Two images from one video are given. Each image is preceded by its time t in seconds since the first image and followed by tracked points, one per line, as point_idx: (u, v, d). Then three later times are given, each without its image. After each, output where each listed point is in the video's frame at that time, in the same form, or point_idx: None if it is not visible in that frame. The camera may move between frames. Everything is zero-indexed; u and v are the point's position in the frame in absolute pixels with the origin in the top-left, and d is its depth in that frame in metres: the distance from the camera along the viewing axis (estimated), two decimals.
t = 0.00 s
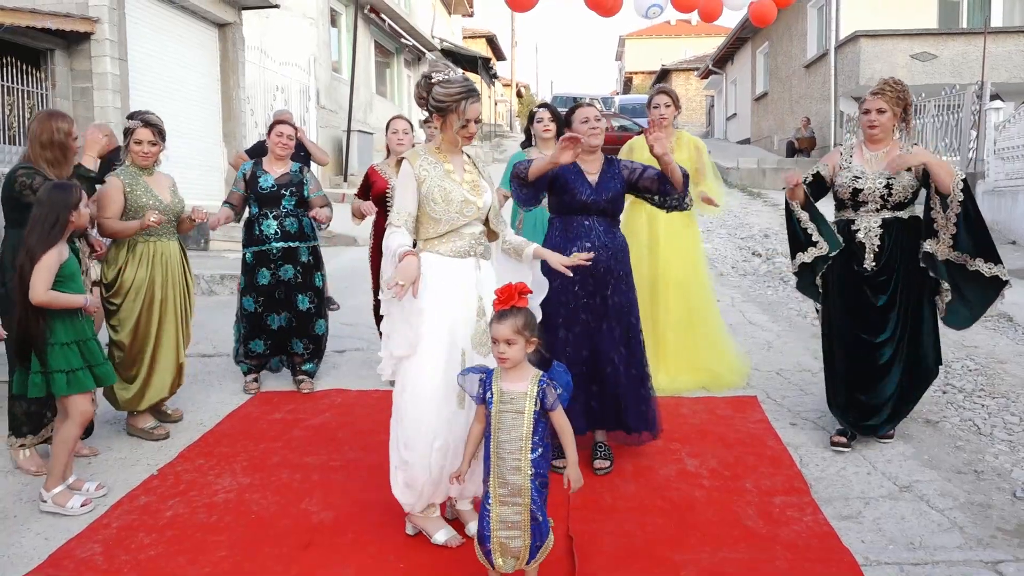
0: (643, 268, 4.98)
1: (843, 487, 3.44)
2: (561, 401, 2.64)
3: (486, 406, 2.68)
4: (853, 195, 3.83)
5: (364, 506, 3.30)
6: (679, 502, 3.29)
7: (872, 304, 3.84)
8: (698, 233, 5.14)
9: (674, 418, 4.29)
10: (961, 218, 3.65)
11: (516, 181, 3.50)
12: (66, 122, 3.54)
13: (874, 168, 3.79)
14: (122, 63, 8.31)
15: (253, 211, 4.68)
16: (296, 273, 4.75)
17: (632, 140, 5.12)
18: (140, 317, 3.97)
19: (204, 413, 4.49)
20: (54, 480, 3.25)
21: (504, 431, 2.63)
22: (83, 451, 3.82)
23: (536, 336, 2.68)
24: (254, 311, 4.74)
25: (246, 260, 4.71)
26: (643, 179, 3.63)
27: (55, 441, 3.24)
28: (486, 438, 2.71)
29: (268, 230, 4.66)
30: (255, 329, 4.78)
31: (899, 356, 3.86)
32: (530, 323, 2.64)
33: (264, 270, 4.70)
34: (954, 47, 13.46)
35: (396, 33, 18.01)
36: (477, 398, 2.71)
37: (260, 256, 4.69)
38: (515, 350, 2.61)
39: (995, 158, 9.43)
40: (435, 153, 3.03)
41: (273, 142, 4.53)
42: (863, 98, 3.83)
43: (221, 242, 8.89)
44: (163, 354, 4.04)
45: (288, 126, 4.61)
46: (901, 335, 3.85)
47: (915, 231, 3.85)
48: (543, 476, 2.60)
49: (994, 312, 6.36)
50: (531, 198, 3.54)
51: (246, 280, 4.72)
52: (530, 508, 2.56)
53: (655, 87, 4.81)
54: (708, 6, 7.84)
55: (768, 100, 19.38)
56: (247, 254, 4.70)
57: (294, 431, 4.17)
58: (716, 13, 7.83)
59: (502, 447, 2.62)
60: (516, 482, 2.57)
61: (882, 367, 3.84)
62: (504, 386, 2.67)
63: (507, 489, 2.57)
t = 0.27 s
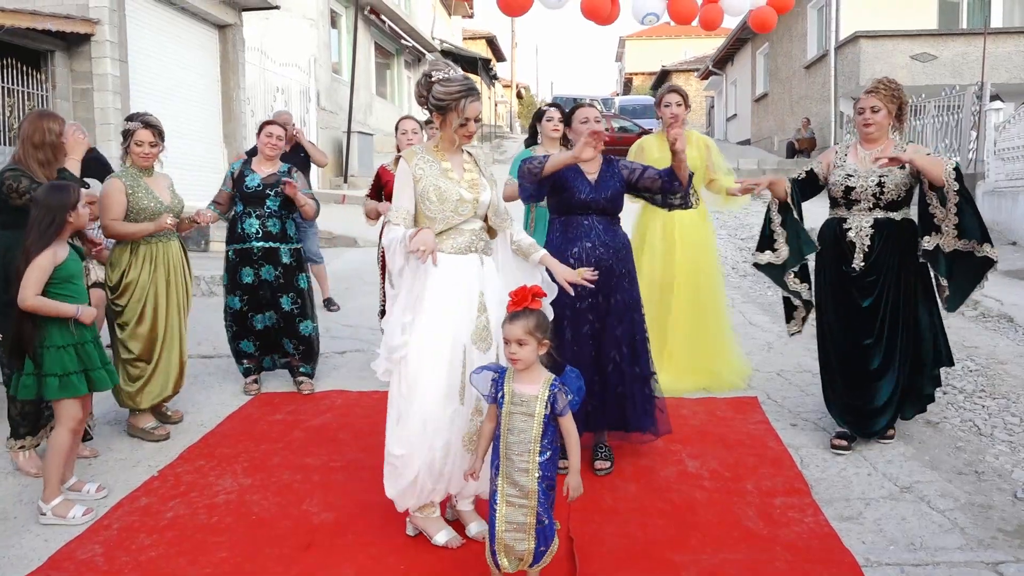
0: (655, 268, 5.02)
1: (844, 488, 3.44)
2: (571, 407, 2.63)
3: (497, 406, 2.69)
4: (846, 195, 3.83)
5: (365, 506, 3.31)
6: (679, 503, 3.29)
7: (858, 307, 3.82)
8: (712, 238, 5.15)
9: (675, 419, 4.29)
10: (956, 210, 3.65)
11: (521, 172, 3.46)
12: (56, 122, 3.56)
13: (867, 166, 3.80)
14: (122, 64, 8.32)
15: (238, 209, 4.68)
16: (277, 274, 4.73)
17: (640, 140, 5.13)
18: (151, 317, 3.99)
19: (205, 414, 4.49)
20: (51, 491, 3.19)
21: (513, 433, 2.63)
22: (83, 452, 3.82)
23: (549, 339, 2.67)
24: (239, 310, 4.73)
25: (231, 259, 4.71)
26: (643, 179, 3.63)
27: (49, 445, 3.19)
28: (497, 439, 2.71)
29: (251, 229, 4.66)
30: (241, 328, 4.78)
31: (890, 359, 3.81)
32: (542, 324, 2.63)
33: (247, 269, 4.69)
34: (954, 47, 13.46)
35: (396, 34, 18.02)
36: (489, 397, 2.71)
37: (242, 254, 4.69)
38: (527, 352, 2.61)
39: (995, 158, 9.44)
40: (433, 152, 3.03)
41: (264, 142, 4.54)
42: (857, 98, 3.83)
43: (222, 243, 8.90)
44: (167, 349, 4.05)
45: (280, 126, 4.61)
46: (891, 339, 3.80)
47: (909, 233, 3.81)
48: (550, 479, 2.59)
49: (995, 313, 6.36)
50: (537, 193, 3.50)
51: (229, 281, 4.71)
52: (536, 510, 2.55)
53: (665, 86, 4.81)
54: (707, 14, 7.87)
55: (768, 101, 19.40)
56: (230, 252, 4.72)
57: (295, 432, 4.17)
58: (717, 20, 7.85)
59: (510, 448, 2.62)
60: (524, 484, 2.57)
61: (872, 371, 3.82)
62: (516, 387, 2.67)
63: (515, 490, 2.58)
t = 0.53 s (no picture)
0: (668, 269, 5.02)
1: (845, 488, 3.44)
2: (572, 408, 2.62)
3: (499, 405, 2.69)
4: (843, 201, 3.84)
5: (366, 506, 3.31)
6: (681, 504, 3.29)
7: (846, 310, 3.86)
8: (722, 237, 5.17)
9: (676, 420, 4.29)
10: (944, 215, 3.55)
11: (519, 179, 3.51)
12: (53, 125, 3.56)
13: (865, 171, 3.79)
14: (122, 64, 8.33)
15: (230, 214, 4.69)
16: (267, 279, 4.73)
17: (648, 144, 5.13)
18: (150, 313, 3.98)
19: (206, 415, 4.50)
20: (49, 492, 3.19)
21: (514, 433, 2.63)
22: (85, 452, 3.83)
23: (551, 340, 2.67)
24: (230, 314, 4.74)
25: (221, 262, 4.71)
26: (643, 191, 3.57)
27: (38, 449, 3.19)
28: (498, 438, 2.71)
29: (242, 233, 4.67)
30: (232, 332, 4.78)
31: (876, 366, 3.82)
32: (544, 326, 2.63)
33: (238, 272, 4.70)
34: (955, 48, 13.45)
35: (397, 35, 18.03)
36: (492, 397, 2.72)
37: (233, 258, 4.69)
38: (529, 351, 2.61)
39: (996, 159, 9.43)
40: (430, 154, 3.05)
41: (254, 146, 4.57)
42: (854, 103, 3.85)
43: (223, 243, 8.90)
44: (171, 353, 4.06)
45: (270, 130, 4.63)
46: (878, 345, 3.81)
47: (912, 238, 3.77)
48: (550, 481, 2.59)
49: (996, 313, 6.35)
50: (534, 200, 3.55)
51: (219, 283, 4.72)
52: (535, 511, 2.55)
53: (677, 88, 4.85)
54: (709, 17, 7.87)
55: (769, 102, 19.39)
56: (221, 255, 4.71)
57: (295, 433, 4.16)
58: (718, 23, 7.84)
59: (511, 448, 2.62)
60: (525, 484, 2.57)
61: (856, 376, 3.85)
62: (518, 388, 2.67)
63: (514, 490, 2.58)
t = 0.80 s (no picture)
0: (667, 269, 5.03)
1: (845, 489, 3.44)
2: (564, 409, 2.62)
3: (492, 407, 2.69)
4: (844, 198, 3.85)
5: (365, 507, 3.31)
6: (681, 505, 3.29)
7: (855, 309, 3.84)
8: (717, 231, 5.17)
9: (676, 420, 4.29)
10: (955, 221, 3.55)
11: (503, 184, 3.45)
12: (44, 121, 3.55)
13: (866, 168, 3.79)
14: (123, 64, 8.33)
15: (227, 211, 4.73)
16: (262, 274, 4.72)
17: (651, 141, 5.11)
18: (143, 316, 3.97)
19: (206, 415, 4.50)
20: (50, 493, 3.18)
21: (507, 434, 2.62)
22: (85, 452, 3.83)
23: (541, 340, 2.66)
24: (227, 311, 4.76)
25: (221, 260, 4.75)
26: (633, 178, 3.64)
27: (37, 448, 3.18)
28: (493, 440, 2.70)
29: (235, 229, 4.69)
30: (231, 331, 4.80)
31: (882, 365, 3.82)
32: (533, 326, 2.63)
33: (233, 269, 4.71)
34: (956, 49, 13.44)
35: (398, 35, 18.03)
36: (485, 399, 2.71)
37: (230, 255, 4.71)
38: (517, 353, 2.60)
39: (997, 160, 9.43)
40: (426, 154, 3.08)
41: (247, 144, 4.58)
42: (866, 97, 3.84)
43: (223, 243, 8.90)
44: (166, 351, 4.04)
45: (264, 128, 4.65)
46: (886, 344, 3.80)
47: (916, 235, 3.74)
48: (545, 482, 2.59)
49: (997, 314, 6.35)
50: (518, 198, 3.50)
51: (219, 278, 4.75)
52: (531, 512, 2.55)
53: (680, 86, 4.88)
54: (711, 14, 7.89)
55: (770, 102, 19.39)
56: (219, 254, 4.75)
57: (295, 433, 4.16)
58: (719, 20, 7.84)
59: (504, 450, 2.61)
60: (519, 486, 2.57)
61: (863, 376, 3.83)
62: (510, 390, 2.66)
63: (509, 492, 2.58)
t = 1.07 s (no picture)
0: (667, 269, 5.06)
1: (846, 490, 3.44)
2: (556, 409, 2.62)
3: (483, 409, 2.69)
4: (852, 201, 3.82)
5: (366, 507, 3.30)
6: (681, 505, 3.29)
7: (867, 311, 3.78)
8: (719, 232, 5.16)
9: (677, 421, 4.29)
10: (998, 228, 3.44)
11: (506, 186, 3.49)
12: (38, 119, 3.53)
13: (874, 171, 3.76)
14: (123, 64, 8.33)
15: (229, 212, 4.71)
16: (266, 274, 4.72)
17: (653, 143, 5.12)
18: (138, 317, 3.97)
19: (207, 415, 4.50)
20: (53, 492, 3.18)
21: (499, 435, 2.62)
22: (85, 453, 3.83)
23: (530, 340, 2.66)
24: (232, 311, 4.74)
25: (223, 260, 4.73)
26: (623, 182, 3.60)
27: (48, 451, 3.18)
28: (483, 439, 2.70)
29: (240, 229, 4.67)
30: (234, 331, 4.78)
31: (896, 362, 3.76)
32: (520, 326, 2.63)
33: (238, 270, 4.70)
34: (956, 50, 13.45)
35: (398, 35, 18.04)
36: (475, 400, 2.71)
37: (234, 255, 4.70)
38: (505, 354, 2.60)
39: (997, 161, 9.43)
40: (422, 150, 3.10)
41: (252, 145, 4.59)
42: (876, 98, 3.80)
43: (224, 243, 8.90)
44: (162, 352, 4.04)
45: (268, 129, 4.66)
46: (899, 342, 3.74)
47: (922, 236, 3.72)
48: (538, 483, 2.59)
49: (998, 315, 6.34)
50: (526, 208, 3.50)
51: (223, 278, 4.73)
52: (525, 512, 2.54)
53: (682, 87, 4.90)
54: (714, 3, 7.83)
55: (770, 103, 19.39)
56: (223, 254, 4.75)
57: (296, 433, 4.16)
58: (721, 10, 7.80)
59: (496, 452, 2.61)
60: (513, 488, 2.56)
61: (876, 375, 3.78)
62: (501, 390, 2.67)
63: (503, 493, 2.57)
